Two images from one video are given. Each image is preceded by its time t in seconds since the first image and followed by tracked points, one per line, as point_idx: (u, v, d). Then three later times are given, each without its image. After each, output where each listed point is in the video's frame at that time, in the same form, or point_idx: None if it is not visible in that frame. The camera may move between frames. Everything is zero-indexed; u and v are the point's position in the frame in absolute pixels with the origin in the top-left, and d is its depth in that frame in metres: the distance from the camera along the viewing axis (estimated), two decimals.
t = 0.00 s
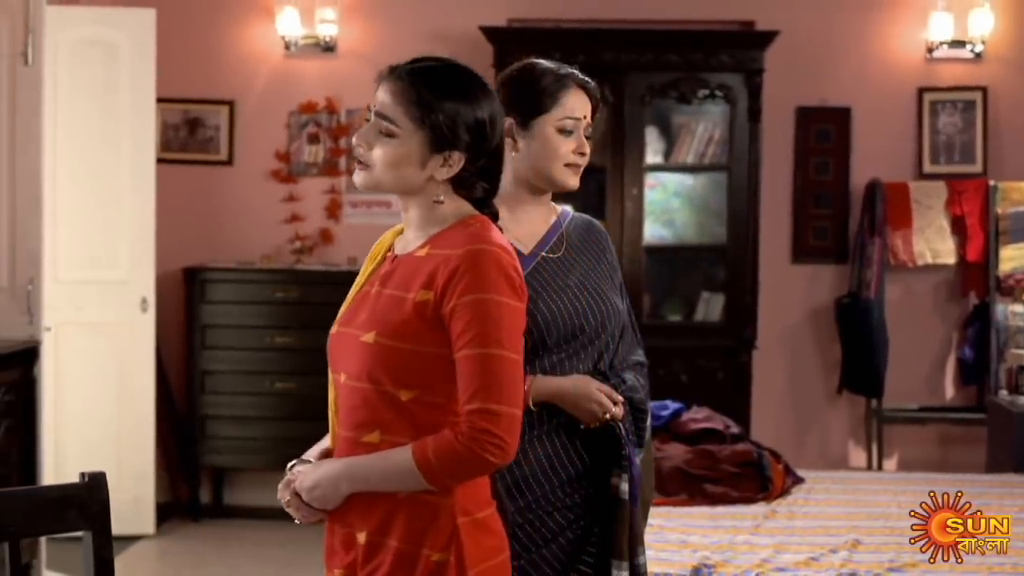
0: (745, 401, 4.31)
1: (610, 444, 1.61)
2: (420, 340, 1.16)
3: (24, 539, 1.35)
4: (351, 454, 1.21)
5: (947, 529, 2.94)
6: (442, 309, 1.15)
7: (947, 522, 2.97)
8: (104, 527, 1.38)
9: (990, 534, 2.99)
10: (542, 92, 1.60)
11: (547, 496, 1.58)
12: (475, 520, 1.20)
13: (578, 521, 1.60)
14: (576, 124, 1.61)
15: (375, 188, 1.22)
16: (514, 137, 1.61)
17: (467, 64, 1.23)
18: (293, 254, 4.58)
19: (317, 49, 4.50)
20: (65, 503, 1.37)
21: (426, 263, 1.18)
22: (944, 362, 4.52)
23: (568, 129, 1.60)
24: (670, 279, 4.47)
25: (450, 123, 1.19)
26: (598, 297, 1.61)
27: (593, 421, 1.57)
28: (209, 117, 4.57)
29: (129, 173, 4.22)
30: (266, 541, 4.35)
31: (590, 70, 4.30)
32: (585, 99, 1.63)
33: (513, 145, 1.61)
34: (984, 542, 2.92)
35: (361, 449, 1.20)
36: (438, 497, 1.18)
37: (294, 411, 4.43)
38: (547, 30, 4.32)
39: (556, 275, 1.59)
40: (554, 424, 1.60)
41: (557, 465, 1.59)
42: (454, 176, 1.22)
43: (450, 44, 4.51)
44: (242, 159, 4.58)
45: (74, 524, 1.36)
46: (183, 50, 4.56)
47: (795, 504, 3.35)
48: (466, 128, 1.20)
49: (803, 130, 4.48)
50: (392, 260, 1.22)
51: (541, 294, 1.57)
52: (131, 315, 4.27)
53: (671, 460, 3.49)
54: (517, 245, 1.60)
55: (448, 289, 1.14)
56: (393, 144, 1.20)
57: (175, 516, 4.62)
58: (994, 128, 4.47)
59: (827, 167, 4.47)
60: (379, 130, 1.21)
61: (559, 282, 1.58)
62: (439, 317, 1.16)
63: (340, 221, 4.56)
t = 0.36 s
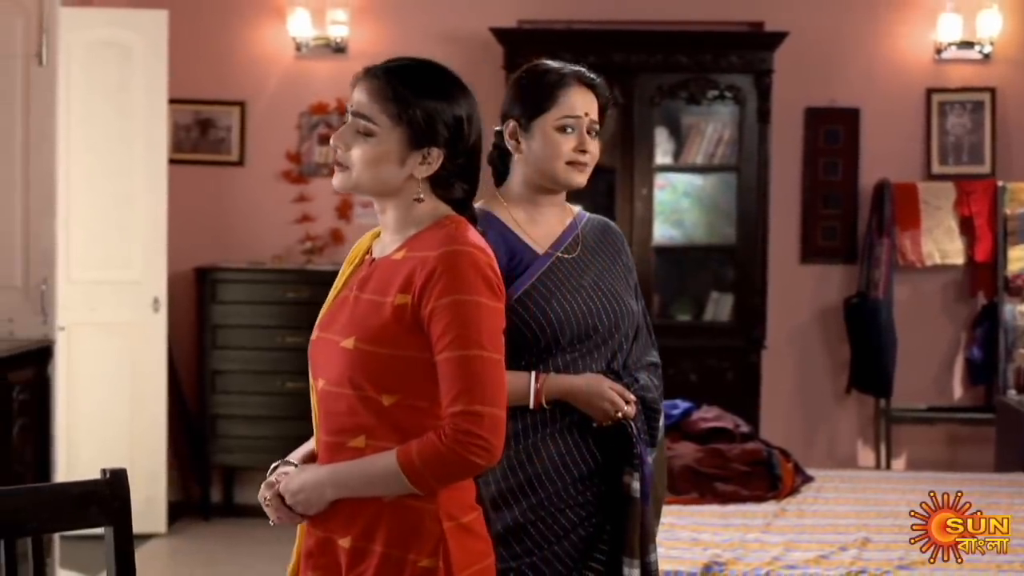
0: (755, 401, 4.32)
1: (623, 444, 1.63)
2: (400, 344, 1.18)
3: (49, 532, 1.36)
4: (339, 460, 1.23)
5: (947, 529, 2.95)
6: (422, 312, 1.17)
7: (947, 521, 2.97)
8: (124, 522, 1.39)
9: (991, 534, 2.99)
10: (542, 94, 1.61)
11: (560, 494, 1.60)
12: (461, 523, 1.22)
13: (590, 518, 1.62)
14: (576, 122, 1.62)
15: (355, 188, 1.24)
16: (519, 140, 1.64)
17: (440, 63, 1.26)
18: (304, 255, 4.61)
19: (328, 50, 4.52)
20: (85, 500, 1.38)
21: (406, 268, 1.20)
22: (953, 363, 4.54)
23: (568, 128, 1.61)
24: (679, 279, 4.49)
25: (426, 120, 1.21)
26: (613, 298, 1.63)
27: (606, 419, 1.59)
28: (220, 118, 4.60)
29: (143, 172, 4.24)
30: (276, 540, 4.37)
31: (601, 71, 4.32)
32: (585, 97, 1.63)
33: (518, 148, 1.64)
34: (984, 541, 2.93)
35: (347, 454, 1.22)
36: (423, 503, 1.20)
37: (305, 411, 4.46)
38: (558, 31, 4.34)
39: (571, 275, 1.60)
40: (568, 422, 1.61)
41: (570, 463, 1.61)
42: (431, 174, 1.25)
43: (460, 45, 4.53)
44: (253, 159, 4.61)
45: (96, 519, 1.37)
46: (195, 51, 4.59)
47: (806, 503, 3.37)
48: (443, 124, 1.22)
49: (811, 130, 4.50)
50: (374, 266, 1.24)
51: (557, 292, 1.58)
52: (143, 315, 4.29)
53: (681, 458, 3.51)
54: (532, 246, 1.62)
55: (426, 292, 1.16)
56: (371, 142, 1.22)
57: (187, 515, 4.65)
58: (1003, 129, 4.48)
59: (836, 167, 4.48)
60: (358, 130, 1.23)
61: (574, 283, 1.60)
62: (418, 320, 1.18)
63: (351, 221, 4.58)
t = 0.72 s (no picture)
0: (758, 399, 4.35)
1: (630, 441, 1.64)
2: (385, 341, 1.16)
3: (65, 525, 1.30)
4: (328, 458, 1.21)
5: (948, 530, 2.93)
6: (407, 308, 1.15)
7: (947, 521, 2.96)
8: (140, 518, 1.33)
9: (991, 533, 2.98)
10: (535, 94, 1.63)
11: (568, 491, 1.62)
12: (457, 515, 1.22)
13: (597, 515, 1.64)
14: (568, 120, 1.62)
15: (327, 190, 1.22)
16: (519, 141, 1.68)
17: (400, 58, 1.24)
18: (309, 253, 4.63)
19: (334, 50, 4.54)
20: (100, 495, 1.32)
21: (389, 262, 1.18)
22: (955, 361, 4.56)
23: (561, 127, 1.62)
24: (682, 278, 4.51)
25: (392, 115, 1.20)
26: (621, 296, 1.64)
27: (613, 416, 1.60)
28: (226, 117, 4.62)
29: (150, 172, 4.26)
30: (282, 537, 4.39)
31: (604, 71, 4.34)
32: (579, 94, 1.64)
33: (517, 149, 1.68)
34: (983, 541, 2.92)
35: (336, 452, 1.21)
36: (420, 495, 1.19)
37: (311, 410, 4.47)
38: (562, 31, 4.36)
39: (581, 273, 1.62)
40: (576, 419, 1.63)
41: (578, 460, 1.63)
42: (403, 168, 1.23)
43: (465, 45, 4.56)
44: (259, 159, 4.63)
45: (110, 515, 1.31)
46: (201, 51, 4.61)
47: (810, 500, 3.39)
48: (409, 118, 1.21)
49: (814, 130, 4.52)
50: (356, 262, 1.22)
51: (564, 291, 1.60)
52: (150, 314, 4.30)
53: (686, 456, 3.53)
54: (542, 245, 1.63)
55: (411, 286, 1.15)
56: (339, 144, 1.21)
57: (193, 513, 4.67)
58: (1006, 128, 4.50)
59: (838, 167, 4.51)
60: (324, 133, 1.21)
61: (583, 281, 1.62)
62: (404, 316, 1.16)
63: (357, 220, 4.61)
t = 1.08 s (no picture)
0: (763, 394, 4.36)
1: (635, 436, 1.64)
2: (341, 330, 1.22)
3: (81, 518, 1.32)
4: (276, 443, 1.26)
5: (947, 530, 2.86)
6: (366, 299, 1.21)
7: (947, 521, 2.90)
8: (157, 511, 1.35)
9: (991, 534, 2.92)
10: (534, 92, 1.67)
11: (572, 484, 1.64)
12: (402, 503, 1.29)
13: (602, 508, 1.65)
14: (562, 116, 1.64)
15: (283, 184, 1.27)
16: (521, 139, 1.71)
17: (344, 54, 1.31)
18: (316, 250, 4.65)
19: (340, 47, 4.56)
20: (119, 487, 1.33)
21: (347, 257, 1.24)
22: (959, 356, 4.58)
23: (554, 124, 1.65)
24: (687, 273, 4.53)
25: (343, 107, 1.26)
26: (628, 292, 1.65)
27: (618, 412, 1.59)
28: (232, 114, 4.64)
29: (157, 169, 4.28)
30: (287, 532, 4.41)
31: (609, 67, 4.35)
32: (574, 91, 1.66)
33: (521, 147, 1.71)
34: (984, 541, 2.86)
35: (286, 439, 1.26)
36: (371, 485, 1.26)
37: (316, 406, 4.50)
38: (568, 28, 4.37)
39: (588, 270, 1.63)
40: (582, 413, 1.64)
41: (583, 454, 1.64)
42: (356, 159, 1.30)
43: (471, 42, 4.58)
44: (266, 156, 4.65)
45: (128, 507, 1.33)
46: (208, 48, 4.63)
47: (815, 494, 3.41)
48: (358, 110, 1.28)
49: (818, 126, 4.54)
50: (310, 255, 1.28)
51: (572, 287, 1.61)
52: (158, 310, 4.34)
53: (692, 450, 3.55)
54: (551, 241, 1.65)
55: (371, 279, 1.21)
56: (293, 139, 1.26)
57: (199, 508, 4.69)
58: (1010, 125, 4.52)
59: (843, 163, 4.52)
60: (278, 130, 1.26)
61: (590, 277, 1.63)
62: (362, 307, 1.22)
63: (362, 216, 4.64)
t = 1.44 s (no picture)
0: (772, 388, 4.38)
1: (641, 429, 1.65)
2: (311, 318, 1.28)
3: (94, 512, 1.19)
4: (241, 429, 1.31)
5: (947, 530, 2.82)
6: (339, 289, 1.28)
7: (947, 522, 2.86)
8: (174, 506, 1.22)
9: (991, 534, 2.86)
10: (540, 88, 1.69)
11: (578, 476, 1.65)
12: (373, 488, 1.35)
13: (607, 501, 1.66)
14: (566, 110, 1.66)
15: (254, 176, 1.32)
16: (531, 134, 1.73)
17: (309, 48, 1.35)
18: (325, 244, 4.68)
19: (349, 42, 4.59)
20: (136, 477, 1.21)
21: (320, 249, 1.30)
22: (966, 350, 4.59)
23: (559, 118, 1.66)
24: (695, 267, 4.54)
25: (314, 100, 1.32)
26: (637, 286, 1.65)
27: (622, 405, 1.59)
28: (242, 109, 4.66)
29: (167, 163, 4.30)
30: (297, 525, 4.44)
31: (618, 62, 4.37)
32: (579, 85, 1.67)
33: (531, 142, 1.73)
34: (984, 541, 2.78)
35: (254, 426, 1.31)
36: (345, 469, 1.31)
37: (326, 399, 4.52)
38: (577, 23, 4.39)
39: (596, 264, 1.64)
40: (586, 406, 1.64)
41: (588, 447, 1.65)
42: (325, 151, 1.35)
43: (481, 37, 4.60)
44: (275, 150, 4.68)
45: (144, 497, 1.21)
46: (218, 43, 4.66)
47: (824, 487, 3.44)
48: (328, 102, 1.33)
49: (826, 121, 4.55)
50: (279, 246, 1.34)
51: (578, 280, 1.62)
52: (169, 304, 4.36)
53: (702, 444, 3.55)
54: (560, 234, 1.66)
55: (345, 270, 1.28)
56: (266, 131, 1.30)
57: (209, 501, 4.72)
58: (1018, 120, 4.52)
59: (851, 157, 4.54)
60: (250, 123, 1.30)
61: (600, 271, 1.64)
62: (334, 297, 1.29)
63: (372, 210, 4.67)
